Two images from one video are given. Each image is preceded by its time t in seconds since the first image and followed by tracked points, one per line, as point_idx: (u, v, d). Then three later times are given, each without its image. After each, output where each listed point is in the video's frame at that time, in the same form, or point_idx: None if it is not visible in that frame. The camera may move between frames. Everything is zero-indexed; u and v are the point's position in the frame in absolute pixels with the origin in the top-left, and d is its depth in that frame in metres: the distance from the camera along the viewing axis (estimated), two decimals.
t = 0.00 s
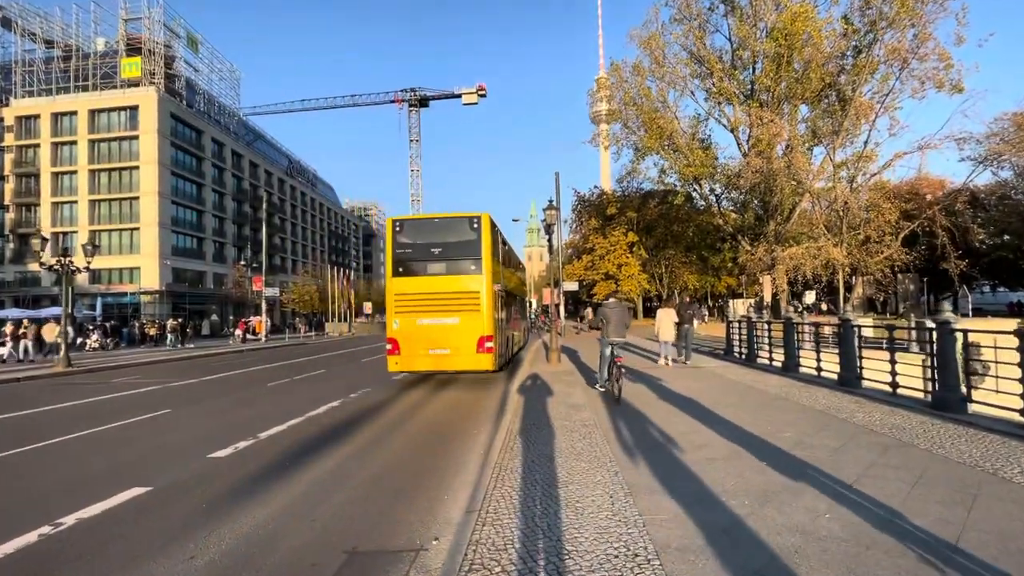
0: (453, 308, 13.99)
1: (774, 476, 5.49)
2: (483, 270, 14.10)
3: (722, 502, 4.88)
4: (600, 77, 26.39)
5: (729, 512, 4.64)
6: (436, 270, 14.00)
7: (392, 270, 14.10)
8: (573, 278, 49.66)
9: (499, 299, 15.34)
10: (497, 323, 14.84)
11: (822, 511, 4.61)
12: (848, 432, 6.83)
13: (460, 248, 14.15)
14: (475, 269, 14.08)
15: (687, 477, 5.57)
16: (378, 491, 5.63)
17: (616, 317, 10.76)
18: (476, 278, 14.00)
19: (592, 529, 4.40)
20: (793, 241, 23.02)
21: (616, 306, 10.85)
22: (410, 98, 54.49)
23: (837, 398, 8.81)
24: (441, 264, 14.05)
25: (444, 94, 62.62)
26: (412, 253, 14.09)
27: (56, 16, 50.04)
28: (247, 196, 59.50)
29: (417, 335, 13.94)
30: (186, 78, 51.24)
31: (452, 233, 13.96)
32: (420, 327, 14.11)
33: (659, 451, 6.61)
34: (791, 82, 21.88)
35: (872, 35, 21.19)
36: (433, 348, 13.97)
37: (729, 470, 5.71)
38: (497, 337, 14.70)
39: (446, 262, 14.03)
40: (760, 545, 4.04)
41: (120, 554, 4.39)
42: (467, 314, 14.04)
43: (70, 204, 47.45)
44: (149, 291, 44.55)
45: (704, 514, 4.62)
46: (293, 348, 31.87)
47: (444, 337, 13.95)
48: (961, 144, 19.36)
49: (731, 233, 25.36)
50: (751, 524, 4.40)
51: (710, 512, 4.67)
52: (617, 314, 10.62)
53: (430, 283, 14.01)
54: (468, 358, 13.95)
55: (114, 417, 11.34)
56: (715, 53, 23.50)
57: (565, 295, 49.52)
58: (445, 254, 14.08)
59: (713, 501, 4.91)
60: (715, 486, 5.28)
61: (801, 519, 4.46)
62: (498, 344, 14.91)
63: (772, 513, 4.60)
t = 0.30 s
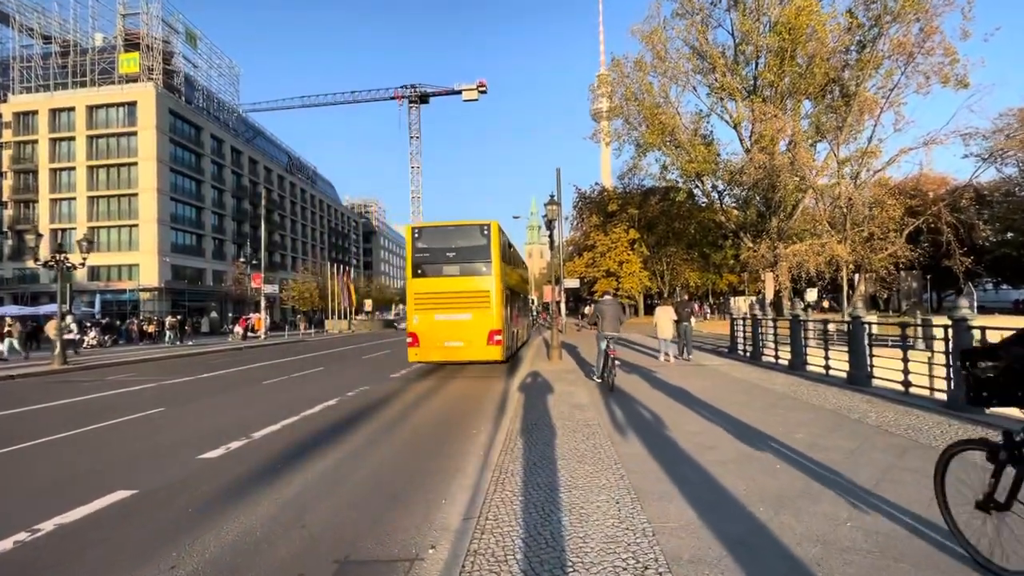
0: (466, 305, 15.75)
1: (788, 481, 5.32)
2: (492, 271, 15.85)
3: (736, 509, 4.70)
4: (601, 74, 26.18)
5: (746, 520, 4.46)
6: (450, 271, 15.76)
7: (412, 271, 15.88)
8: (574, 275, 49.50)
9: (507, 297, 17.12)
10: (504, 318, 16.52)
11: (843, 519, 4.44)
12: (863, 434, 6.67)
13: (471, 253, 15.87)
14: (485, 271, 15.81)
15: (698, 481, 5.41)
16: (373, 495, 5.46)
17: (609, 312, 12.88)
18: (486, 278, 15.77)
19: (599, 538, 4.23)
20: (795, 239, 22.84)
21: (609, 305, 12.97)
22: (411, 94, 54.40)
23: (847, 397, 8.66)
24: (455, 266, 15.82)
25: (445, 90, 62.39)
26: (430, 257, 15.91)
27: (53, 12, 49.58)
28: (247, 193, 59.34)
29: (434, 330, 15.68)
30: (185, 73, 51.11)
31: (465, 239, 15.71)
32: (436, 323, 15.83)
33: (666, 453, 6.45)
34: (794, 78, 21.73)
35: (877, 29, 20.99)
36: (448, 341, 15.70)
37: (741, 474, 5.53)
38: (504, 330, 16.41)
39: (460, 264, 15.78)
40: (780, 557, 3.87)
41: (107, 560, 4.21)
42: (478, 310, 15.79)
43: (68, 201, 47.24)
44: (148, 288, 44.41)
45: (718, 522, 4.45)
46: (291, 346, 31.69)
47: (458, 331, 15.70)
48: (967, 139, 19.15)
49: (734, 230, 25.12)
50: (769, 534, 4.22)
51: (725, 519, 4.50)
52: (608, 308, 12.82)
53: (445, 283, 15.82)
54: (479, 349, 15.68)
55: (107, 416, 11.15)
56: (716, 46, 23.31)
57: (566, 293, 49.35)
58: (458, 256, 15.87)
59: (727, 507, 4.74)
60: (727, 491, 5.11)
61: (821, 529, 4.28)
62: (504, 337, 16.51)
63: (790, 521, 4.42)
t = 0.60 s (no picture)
0: (476, 303, 17.18)
1: (808, 493, 5.12)
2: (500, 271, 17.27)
3: (753, 523, 4.51)
4: (603, 70, 25.96)
5: (768, 535, 4.28)
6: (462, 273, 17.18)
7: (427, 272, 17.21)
8: (575, 273, 49.35)
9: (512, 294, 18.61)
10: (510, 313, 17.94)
11: (870, 535, 4.26)
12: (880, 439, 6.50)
13: (481, 255, 17.30)
14: (494, 271, 17.25)
15: (714, 491, 5.23)
16: (367, 505, 5.26)
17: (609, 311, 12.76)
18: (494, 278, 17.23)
19: (607, 554, 4.05)
20: (796, 236, 22.67)
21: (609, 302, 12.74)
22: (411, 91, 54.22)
23: (858, 399, 8.48)
24: (466, 268, 17.26)
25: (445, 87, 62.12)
26: (443, 259, 17.30)
27: (49, 7, 49.14)
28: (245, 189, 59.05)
29: (448, 326, 17.10)
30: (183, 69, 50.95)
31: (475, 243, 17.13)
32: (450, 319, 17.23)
33: (677, 459, 6.27)
34: (797, 75, 21.59)
35: (881, 24, 20.77)
36: (460, 336, 17.13)
37: (757, 484, 5.35)
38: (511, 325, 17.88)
39: (471, 266, 17.21)
40: None
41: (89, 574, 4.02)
42: (487, 307, 17.22)
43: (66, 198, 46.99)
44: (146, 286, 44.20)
45: (737, 537, 4.26)
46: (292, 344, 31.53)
47: (470, 327, 17.12)
48: (972, 135, 18.93)
49: (736, 227, 24.89)
50: (791, 550, 4.03)
51: (745, 534, 4.31)
52: (609, 308, 12.70)
53: (457, 283, 17.22)
54: (488, 343, 17.13)
55: (101, 416, 10.94)
56: (718, 42, 23.10)
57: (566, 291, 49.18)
58: (469, 259, 17.27)
59: (746, 520, 4.56)
60: (743, 502, 4.93)
61: (845, 544, 4.10)
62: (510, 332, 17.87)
63: (815, 537, 4.23)
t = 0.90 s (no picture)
0: (483, 300, 17.41)
1: (826, 502, 4.94)
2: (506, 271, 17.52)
3: (767, 534, 4.34)
4: (603, 67, 25.77)
5: (785, 549, 4.10)
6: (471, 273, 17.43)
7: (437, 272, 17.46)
8: (575, 271, 49.20)
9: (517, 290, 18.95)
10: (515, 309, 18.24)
11: (895, 549, 4.07)
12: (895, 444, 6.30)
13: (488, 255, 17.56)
14: (500, 271, 17.51)
15: (726, 499, 5.05)
16: (359, 512, 5.08)
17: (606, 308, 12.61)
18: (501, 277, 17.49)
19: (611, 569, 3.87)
20: (797, 234, 22.50)
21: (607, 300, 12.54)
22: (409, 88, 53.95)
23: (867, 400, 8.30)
24: (474, 268, 17.49)
25: (444, 84, 61.87)
26: (453, 260, 17.52)
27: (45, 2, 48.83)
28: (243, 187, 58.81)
29: (458, 321, 17.32)
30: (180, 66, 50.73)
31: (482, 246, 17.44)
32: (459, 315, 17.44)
33: (685, 463, 6.10)
34: (797, 72, 21.40)
35: (884, 20, 20.59)
36: (469, 331, 17.37)
37: (773, 493, 5.16)
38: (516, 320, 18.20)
39: (479, 266, 17.47)
40: None
41: None
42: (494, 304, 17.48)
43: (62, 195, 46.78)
44: (143, 283, 43.95)
45: (751, 550, 4.08)
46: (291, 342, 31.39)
47: (478, 322, 17.36)
48: (975, 132, 18.76)
49: (737, 225, 24.67)
50: (809, 566, 3.85)
51: (760, 548, 4.13)
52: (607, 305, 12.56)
53: (466, 281, 17.45)
54: (495, 338, 17.39)
55: (93, 415, 10.76)
56: (719, 38, 22.89)
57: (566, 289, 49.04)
58: (477, 259, 17.52)
59: (761, 531, 4.39)
60: (757, 512, 4.74)
61: (865, 558, 3.92)
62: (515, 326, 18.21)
63: (836, 551, 4.05)
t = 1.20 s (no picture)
0: (488, 300, 17.31)
1: (838, 520, 4.71)
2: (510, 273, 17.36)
3: (777, 555, 4.15)
4: (602, 65, 25.56)
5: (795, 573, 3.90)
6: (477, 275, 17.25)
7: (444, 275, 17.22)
8: (574, 270, 49.00)
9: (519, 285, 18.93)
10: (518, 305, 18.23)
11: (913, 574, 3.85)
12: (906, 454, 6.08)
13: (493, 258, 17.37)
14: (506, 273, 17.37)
15: (733, 515, 4.85)
16: (346, 523, 4.89)
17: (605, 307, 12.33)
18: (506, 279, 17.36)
19: None
20: (797, 234, 22.29)
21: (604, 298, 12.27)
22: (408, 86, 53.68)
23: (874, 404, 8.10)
24: (480, 272, 17.29)
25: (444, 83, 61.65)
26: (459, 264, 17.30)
27: None
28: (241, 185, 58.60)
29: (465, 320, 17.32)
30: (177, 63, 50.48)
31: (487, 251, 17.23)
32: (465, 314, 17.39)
33: (688, 475, 5.90)
34: (798, 71, 21.17)
35: (886, 18, 20.42)
36: (474, 328, 17.40)
37: (782, 509, 4.95)
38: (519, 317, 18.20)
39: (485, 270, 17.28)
40: None
41: None
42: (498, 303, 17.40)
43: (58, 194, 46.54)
44: (140, 283, 43.70)
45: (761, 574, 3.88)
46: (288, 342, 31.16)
47: (483, 320, 17.34)
48: (977, 131, 18.59)
49: (737, 224, 24.45)
50: None
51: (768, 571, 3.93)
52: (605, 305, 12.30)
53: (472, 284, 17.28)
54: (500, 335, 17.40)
55: (82, 416, 10.54)
56: (719, 35, 22.66)
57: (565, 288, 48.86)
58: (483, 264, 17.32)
59: (771, 553, 4.18)
60: (765, 529, 4.56)
61: None
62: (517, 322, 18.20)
63: None
